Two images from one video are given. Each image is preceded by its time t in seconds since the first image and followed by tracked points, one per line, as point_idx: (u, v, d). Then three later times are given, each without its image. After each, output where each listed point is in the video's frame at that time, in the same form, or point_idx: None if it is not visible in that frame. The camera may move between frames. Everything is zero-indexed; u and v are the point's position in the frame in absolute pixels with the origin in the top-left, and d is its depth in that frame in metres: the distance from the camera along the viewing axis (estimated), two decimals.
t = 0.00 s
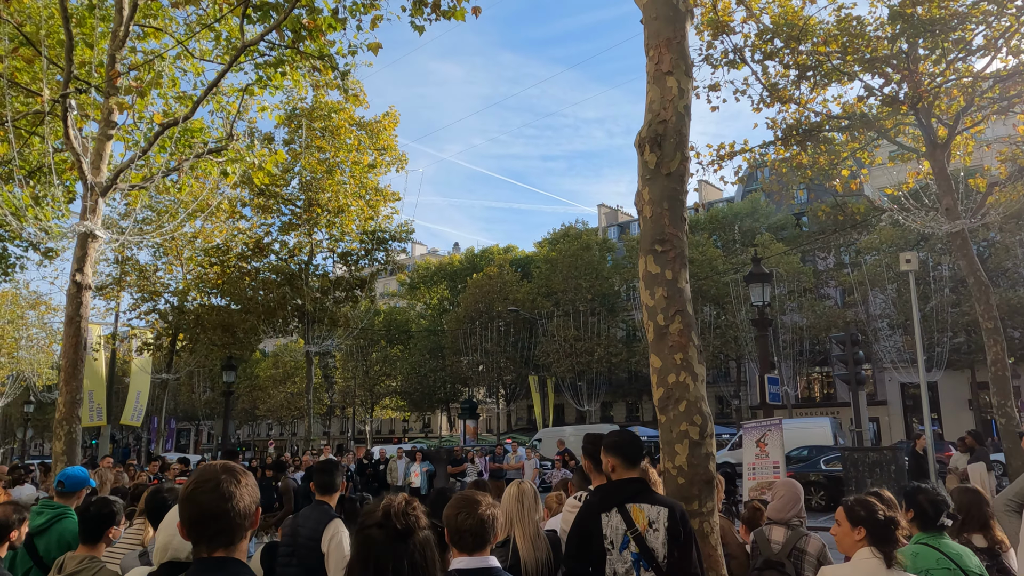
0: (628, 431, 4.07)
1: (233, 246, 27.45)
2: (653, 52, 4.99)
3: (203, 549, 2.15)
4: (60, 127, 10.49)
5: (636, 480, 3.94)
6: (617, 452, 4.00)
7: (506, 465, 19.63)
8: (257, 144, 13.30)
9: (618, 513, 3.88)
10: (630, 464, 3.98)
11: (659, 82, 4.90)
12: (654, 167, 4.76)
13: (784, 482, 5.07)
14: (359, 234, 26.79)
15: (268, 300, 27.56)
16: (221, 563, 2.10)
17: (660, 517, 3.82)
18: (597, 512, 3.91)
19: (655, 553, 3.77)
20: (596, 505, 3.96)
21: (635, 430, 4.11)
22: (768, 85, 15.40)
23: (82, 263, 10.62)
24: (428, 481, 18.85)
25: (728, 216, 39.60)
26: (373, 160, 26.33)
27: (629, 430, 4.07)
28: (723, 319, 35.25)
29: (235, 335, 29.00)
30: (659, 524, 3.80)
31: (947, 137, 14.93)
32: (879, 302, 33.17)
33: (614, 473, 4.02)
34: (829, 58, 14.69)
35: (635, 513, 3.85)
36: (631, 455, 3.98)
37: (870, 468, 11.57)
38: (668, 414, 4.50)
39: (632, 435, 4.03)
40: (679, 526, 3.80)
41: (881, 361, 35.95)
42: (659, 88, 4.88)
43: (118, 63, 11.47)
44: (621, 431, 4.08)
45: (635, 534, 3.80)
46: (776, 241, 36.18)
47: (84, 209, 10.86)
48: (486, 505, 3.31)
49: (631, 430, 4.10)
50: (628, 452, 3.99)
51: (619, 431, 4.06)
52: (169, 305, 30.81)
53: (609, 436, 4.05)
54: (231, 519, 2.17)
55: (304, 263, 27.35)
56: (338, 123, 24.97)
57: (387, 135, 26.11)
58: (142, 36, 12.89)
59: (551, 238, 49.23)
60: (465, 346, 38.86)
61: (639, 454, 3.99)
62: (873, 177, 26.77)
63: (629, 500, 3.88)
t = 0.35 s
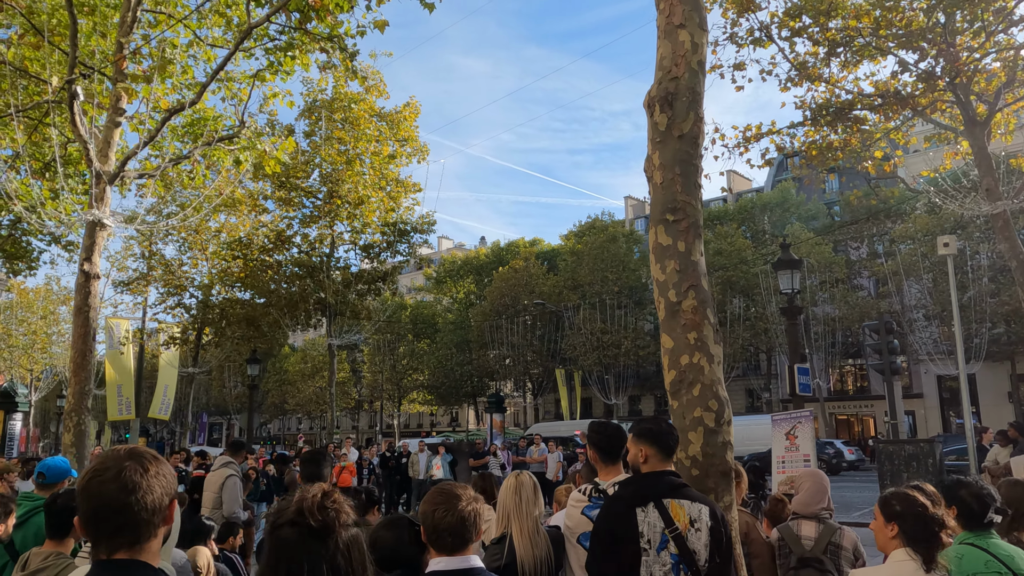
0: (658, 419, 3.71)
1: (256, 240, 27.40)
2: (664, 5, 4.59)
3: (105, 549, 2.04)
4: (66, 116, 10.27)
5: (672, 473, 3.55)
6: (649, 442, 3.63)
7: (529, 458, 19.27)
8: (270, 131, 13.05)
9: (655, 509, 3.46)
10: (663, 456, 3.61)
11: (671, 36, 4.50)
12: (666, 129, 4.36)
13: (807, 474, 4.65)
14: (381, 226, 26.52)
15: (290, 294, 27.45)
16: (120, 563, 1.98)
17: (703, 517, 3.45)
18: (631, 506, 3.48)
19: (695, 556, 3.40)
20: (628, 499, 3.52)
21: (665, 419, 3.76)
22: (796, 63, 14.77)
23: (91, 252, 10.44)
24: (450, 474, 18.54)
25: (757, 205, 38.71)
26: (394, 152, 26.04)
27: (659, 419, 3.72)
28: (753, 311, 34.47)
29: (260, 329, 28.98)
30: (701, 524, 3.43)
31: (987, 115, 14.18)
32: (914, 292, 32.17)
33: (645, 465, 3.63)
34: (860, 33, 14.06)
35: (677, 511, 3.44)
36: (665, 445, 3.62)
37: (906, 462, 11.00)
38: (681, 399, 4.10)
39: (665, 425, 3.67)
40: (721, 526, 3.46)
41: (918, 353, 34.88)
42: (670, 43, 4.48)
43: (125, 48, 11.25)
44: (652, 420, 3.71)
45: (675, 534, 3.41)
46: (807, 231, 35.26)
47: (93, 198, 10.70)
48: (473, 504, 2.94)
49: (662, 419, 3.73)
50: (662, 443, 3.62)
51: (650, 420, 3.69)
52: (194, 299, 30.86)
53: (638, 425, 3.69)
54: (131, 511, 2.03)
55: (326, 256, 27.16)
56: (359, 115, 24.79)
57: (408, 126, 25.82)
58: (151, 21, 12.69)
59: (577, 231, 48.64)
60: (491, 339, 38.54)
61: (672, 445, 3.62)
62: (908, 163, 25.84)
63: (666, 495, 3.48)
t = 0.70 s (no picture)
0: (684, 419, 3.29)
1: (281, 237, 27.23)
2: None
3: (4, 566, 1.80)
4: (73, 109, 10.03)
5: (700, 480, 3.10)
6: (673, 444, 3.21)
7: (555, 455, 18.80)
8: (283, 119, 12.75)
9: (679, 521, 3.00)
10: (689, 462, 3.18)
11: None
12: (681, 91, 3.96)
13: (850, 478, 4.19)
14: (405, 220, 26.18)
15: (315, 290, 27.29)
16: None
17: (734, 533, 2.98)
18: (651, 516, 3.04)
19: None
20: (647, 508, 3.08)
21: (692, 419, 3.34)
22: (830, 42, 14.06)
23: (99, 245, 10.26)
24: (474, 471, 18.16)
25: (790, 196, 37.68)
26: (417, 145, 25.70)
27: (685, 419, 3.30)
28: (786, 304, 33.56)
29: (286, 325, 28.88)
30: (731, 541, 2.96)
31: None
32: (955, 284, 31.01)
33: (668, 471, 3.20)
34: (898, 8, 13.33)
35: (704, 526, 2.98)
36: (692, 448, 3.19)
37: (950, 460, 10.35)
38: (699, 393, 3.66)
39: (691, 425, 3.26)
40: (755, 544, 3.01)
41: (959, 346, 33.65)
42: None
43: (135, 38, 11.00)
44: (677, 420, 3.29)
45: (701, 550, 2.95)
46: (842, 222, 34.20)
47: (104, 189, 10.53)
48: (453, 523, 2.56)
49: (688, 417, 3.32)
50: (688, 446, 3.19)
51: (674, 421, 3.28)
52: (222, 296, 30.83)
53: (662, 425, 3.28)
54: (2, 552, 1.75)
55: (350, 251, 26.90)
56: (381, 107, 24.50)
57: (432, 119, 25.45)
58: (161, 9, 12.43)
59: (606, 224, 47.89)
60: (520, 335, 38.07)
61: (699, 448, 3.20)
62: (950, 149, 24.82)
63: (692, 505, 3.02)
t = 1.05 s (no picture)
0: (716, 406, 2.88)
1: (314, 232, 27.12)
2: None
3: None
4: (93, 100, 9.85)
5: (732, 479, 2.68)
6: (701, 438, 2.81)
7: (592, 451, 18.32)
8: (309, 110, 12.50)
9: (703, 528, 2.61)
10: (721, 457, 2.76)
11: None
12: (716, 38, 3.65)
13: (927, 476, 3.83)
14: (437, 215, 25.83)
15: (349, 285, 27.13)
16: None
17: (769, 542, 2.55)
18: (670, 523, 2.66)
19: None
20: (666, 513, 2.70)
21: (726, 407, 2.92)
22: (877, 16, 13.32)
23: (123, 238, 10.14)
24: (510, 467, 17.78)
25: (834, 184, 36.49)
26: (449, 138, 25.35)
27: (718, 407, 2.88)
28: (831, 296, 32.46)
29: (322, 320, 28.87)
30: (765, 551, 2.54)
31: None
32: (1010, 273, 29.65)
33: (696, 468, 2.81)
34: None
35: (732, 533, 2.58)
36: (723, 442, 2.77)
37: (1011, 457, 9.64)
38: (740, 376, 3.28)
39: (725, 412, 2.85)
40: (799, 557, 2.56)
41: (1015, 338, 32.19)
42: None
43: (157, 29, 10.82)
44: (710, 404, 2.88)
45: (728, 562, 2.57)
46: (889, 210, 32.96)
47: (126, 180, 10.37)
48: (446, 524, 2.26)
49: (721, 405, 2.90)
50: (720, 439, 2.77)
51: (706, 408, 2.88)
52: (259, 294, 30.84)
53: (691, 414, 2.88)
54: None
55: (384, 246, 26.67)
56: (412, 99, 24.29)
57: (464, 111, 25.04)
58: None
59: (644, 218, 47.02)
60: (558, 331, 37.50)
61: (732, 440, 2.78)
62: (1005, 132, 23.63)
63: (719, 508, 2.62)
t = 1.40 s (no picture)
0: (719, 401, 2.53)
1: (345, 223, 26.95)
2: None
3: None
4: (111, 88, 9.71)
5: (731, 484, 2.32)
6: (698, 439, 2.48)
7: (626, 442, 17.82)
8: (331, 94, 12.22)
9: (696, 544, 2.28)
10: (720, 459, 2.41)
11: None
12: None
13: (996, 476, 3.27)
14: (469, 203, 25.48)
15: (380, 274, 26.93)
16: None
17: (773, 561, 2.15)
18: (654, 538, 2.37)
19: None
20: (655, 525, 2.39)
21: (734, 401, 2.56)
22: None
23: (142, 227, 10.01)
24: (542, 460, 17.32)
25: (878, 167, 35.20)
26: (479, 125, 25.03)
27: (723, 401, 2.53)
28: (875, 283, 31.38)
29: (355, 312, 28.77)
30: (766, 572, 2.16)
31: None
32: None
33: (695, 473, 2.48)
34: None
35: (728, 549, 2.22)
36: (724, 441, 2.41)
37: None
38: (778, 360, 2.85)
39: (728, 407, 2.50)
40: None
41: None
42: None
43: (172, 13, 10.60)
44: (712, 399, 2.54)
45: None
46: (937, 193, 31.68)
47: (145, 168, 10.24)
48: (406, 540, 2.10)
49: (727, 400, 2.55)
50: (720, 438, 2.42)
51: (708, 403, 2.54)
52: (293, 286, 30.80)
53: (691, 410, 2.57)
54: None
55: (414, 235, 26.37)
56: (440, 87, 23.97)
57: (494, 97, 24.65)
58: None
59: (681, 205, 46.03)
60: (593, 321, 36.93)
61: (734, 439, 2.42)
62: None
63: (713, 520, 2.28)
